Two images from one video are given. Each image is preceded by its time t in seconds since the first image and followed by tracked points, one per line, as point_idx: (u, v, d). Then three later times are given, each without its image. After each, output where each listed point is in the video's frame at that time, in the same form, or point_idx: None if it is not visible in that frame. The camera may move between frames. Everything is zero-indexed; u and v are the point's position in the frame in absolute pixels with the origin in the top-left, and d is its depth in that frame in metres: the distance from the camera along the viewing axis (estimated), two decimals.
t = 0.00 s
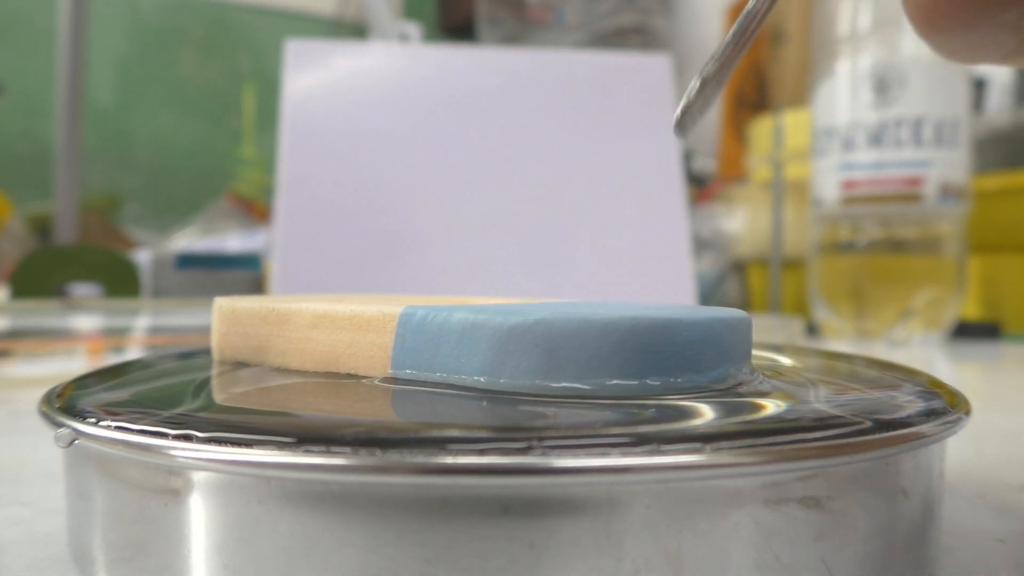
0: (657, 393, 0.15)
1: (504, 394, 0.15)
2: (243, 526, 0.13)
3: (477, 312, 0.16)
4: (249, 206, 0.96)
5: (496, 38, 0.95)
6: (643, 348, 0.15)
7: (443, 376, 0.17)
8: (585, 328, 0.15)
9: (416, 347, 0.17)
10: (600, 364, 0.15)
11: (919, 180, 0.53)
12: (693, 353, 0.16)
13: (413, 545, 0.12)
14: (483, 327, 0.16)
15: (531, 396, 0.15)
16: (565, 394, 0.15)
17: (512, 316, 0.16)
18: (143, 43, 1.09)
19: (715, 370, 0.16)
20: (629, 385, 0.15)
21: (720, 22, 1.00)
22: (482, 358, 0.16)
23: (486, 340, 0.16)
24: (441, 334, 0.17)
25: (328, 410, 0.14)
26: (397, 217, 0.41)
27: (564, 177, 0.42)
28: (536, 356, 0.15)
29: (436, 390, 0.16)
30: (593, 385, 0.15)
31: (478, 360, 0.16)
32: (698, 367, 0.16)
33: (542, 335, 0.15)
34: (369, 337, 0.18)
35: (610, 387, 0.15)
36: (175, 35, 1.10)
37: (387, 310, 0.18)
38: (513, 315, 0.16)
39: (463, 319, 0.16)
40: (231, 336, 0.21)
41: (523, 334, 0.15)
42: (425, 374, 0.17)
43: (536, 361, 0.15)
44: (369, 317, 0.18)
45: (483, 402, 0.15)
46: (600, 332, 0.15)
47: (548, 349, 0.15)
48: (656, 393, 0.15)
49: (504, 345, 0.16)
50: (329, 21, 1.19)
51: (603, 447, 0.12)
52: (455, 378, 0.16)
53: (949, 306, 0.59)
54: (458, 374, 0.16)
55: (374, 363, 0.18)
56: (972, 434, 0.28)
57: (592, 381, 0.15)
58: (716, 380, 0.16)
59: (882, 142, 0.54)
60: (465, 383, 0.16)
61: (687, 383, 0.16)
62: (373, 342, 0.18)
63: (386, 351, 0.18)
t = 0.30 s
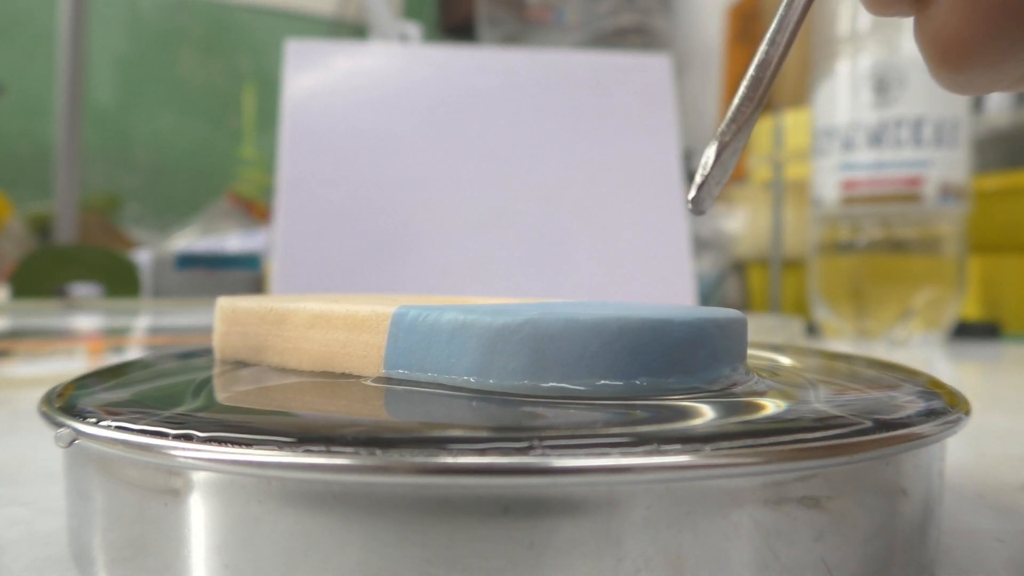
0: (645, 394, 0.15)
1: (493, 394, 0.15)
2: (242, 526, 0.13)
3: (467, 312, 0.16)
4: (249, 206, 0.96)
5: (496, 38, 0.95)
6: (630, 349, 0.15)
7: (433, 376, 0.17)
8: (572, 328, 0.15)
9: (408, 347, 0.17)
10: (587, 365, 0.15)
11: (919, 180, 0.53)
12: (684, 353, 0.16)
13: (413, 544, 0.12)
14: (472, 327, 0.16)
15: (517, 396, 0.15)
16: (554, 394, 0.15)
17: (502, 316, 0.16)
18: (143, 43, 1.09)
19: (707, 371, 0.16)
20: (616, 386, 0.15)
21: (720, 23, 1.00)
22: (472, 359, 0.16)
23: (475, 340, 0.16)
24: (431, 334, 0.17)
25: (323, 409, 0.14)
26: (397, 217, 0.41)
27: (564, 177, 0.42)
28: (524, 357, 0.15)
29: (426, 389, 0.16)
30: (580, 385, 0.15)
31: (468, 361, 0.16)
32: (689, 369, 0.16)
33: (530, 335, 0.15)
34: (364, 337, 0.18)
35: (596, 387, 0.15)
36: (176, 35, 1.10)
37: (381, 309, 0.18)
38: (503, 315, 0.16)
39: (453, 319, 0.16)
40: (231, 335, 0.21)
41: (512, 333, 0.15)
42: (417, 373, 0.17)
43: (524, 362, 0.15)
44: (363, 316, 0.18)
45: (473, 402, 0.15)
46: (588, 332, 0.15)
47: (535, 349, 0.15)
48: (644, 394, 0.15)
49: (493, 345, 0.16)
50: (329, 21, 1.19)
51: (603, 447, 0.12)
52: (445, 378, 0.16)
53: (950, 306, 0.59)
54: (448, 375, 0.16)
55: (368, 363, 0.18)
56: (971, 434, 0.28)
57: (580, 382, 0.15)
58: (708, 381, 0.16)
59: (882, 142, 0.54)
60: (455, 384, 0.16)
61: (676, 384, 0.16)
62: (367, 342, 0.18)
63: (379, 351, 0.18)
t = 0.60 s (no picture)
0: (632, 395, 0.15)
1: (481, 393, 0.15)
2: (242, 526, 0.13)
3: (457, 312, 0.16)
4: (249, 206, 0.96)
5: (496, 39, 0.95)
6: (616, 350, 0.15)
7: (423, 375, 0.17)
8: (558, 329, 0.15)
9: (400, 346, 0.17)
10: (574, 365, 0.15)
11: (918, 180, 0.53)
12: (673, 354, 0.16)
13: (413, 544, 0.12)
14: (462, 327, 0.16)
15: (503, 396, 0.15)
16: (540, 394, 0.15)
17: (490, 316, 0.16)
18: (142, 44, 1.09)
19: (697, 372, 0.16)
20: (602, 386, 0.15)
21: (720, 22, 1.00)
22: (460, 359, 0.16)
23: (464, 340, 0.16)
24: (422, 334, 0.17)
25: (318, 409, 0.14)
26: (397, 217, 0.41)
27: (564, 177, 0.42)
28: (511, 356, 0.15)
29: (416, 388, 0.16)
30: (567, 385, 0.15)
31: (457, 361, 0.16)
32: (678, 370, 0.16)
33: (517, 335, 0.15)
34: (357, 337, 0.18)
35: (581, 388, 0.15)
36: (175, 35, 1.10)
37: (374, 309, 0.18)
38: (491, 315, 0.16)
39: (443, 319, 0.16)
40: (230, 334, 0.21)
41: (500, 333, 0.15)
42: (408, 373, 0.17)
43: (511, 361, 0.15)
44: (357, 317, 0.18)
45: (464, 402, 0.15)
46: (575, 333, 0.15)
47: (522, 349, 0.15)
48: (630, 394, 0.15)
49: (480, 345, 0.16)
50: (329, 21, 1.19)
51: (604, 447, 0.12)
52: (435, 377, 0.16)
53: (950, 306, 0.59)
54: (437, 374, 0.16)
55: (362, 363, 0.18)
56: (971, 435, 0.28)
57: (566, 382, 0.15)
58: (698, 382, 0.16)
59: (882, 142, 0.53)
60: (444, 383, 0.16)
61: (665, 385, 0.16)
62: (361, 342, 0.18)
63: (371, 351, 0.18)
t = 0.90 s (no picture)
0: (624, 397, 0.15)
1: (473, 394, 0.15)
2: (243, 525, 0.13)
3: (449, 313, 0.16)
4: (249, 206, 0.95)
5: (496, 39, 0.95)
6: (606, 350, 0.15)
7: (415, 375, 0.17)
8: (549, 329, 0.15)
9: (395, 347, 0.17)
10: (565, 366, 0.15)
11: (918, 180, 0.53)
12: (666, 355, 0.16)
13: (414, 544, 0.12)
14: (454, 327, 0.16)
15: (494, 396, 0.15)
16: (531, 395, 0.15)
17: (481, 316, 0.16)
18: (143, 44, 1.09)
19: (690, 373, 0.16)
20: (593, 387, 0.15)
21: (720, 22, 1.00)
22: (452, 359, 0.16)
23: (456, 340, 0.16)
24: (415, 334, 0.17)
25: (316, 409, 0.14)
26: (397, 217, 0.41)
27: (565, 177, 0.42)
28: (503, 357, 0.15)
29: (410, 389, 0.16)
30: (558, 386, 0.15)
31: (449, 361, 0.16)
32: (670, 371, 0.16)
33: (509, 335, 0.15)
34: (353, 337, 0.18)
35: (572, 388, 0.15)
36: (175, 36, 1.10)
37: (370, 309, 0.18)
38: (483, 315, 0.16)
39: (435, 319, 0.16)
40: (231, 334, 0.21)
41: (491, 333, 0.15)
42: (402, 374, 0.17)
43: (503, 361, 0.15)
44: (354, 316, 0.18)
45: (457, 402, 0.15)
46: (566, 333, 0.15)
47: (513, 349, 0.15)
48: (621, 395, 0.15)
49: (472, 345, 0.16)
50: (329, 21, 1.19)
51: (603, 448, 0.12)
52: (427, 377, 0.16)
53: (950, 306, 0.59)
54: (429, 374, 0.16)
55: (357, 363, 0.18)
56: (971, 435, 0.28)
57: (556, 383, 0.15)
58: (692, 383, 0.16)
59: (882, 142, 0.53)
60: (436, 384, 0.16)
61: (657, 385, 0.15)
62: (356, 342, 0.18)
63: (367, 351, 0.18)
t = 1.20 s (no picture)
0: (615, 397, 0.15)
1: (463, 394, 0.15)
2: (243, 525, 0.13)
3: (440, 312, 0.16)
4: (249, 206, 0.95)
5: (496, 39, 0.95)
6: (595, 351, 0.15)
7: (406, 375, 0.17)
8: (538, 329, 0.15)
9: (388, 346, 0.17)
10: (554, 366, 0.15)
11: (918, 180, 0.53)
12: (656, 355, 0.16)
13: (413, 543, 0.12)
14: (444, 327, 0.16)
15: (484, 396, 0.15)
16: (521, 395, 0.15)
17: (471, 316, 0.16)
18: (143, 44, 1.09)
19: (681, 373, 0.16)
20: (582, 387, 0.15)
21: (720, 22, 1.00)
22: (442, 359, 0.16)
23: (446, 339, 0.16)
24: (407, 334, 0.17)
25: (312, 408, 0.14)
26: (397, 217, 0.41)
27: (564, 177, 0.42)
28: (492, 357, 0.15)
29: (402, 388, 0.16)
30: (548, 386, 0.15)
31: (440, 360, 0.16)
32: (661, 371, 0.16)
33: (498, 335, 0.15)
34: (348, 336, 0.18)
35: (561, 388, 0.15)
36: (175, 35, 1.10)
37: (365, 309, 0.18)
38: (473, 315, 0.16)
39: (427, 318, 0.16)
40: (231, 334, 0.21)
41: (480, 333, 0.15)
42: (395, 373, 0.17)
43: (492, 361, 0.15)
44: (348, 316, 0.18)
45: (448, 402, 0.15)
46: (554, 333, 0.15)
47: (502, 349, 0.15)
48: (611, 395, 0.15)
49: (461, 345, 0.16)
50: (329, 21, 1.19)
51: (604, 447, 0.12)
52: (417, 377, 0.16)
53: (950, 305, 0.59)
54: (420, 374, 0.16)
55: (352, 362, 0.18)
56: (972, 435, 0.28)
57: (545, 382, 0.15)
58: (684, 383, 0.16)
59: (882, 141, 0.53)
60: (427, 383, 0.16)
61: (647, 386, 0.15)
62: (351, 341, 0.18)
63: (361, 350, 0.18)
